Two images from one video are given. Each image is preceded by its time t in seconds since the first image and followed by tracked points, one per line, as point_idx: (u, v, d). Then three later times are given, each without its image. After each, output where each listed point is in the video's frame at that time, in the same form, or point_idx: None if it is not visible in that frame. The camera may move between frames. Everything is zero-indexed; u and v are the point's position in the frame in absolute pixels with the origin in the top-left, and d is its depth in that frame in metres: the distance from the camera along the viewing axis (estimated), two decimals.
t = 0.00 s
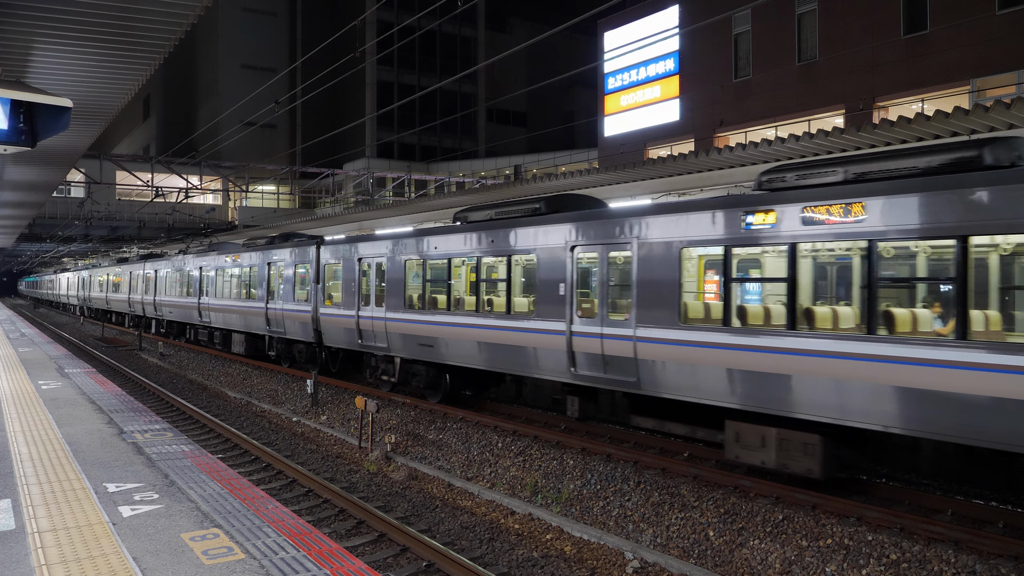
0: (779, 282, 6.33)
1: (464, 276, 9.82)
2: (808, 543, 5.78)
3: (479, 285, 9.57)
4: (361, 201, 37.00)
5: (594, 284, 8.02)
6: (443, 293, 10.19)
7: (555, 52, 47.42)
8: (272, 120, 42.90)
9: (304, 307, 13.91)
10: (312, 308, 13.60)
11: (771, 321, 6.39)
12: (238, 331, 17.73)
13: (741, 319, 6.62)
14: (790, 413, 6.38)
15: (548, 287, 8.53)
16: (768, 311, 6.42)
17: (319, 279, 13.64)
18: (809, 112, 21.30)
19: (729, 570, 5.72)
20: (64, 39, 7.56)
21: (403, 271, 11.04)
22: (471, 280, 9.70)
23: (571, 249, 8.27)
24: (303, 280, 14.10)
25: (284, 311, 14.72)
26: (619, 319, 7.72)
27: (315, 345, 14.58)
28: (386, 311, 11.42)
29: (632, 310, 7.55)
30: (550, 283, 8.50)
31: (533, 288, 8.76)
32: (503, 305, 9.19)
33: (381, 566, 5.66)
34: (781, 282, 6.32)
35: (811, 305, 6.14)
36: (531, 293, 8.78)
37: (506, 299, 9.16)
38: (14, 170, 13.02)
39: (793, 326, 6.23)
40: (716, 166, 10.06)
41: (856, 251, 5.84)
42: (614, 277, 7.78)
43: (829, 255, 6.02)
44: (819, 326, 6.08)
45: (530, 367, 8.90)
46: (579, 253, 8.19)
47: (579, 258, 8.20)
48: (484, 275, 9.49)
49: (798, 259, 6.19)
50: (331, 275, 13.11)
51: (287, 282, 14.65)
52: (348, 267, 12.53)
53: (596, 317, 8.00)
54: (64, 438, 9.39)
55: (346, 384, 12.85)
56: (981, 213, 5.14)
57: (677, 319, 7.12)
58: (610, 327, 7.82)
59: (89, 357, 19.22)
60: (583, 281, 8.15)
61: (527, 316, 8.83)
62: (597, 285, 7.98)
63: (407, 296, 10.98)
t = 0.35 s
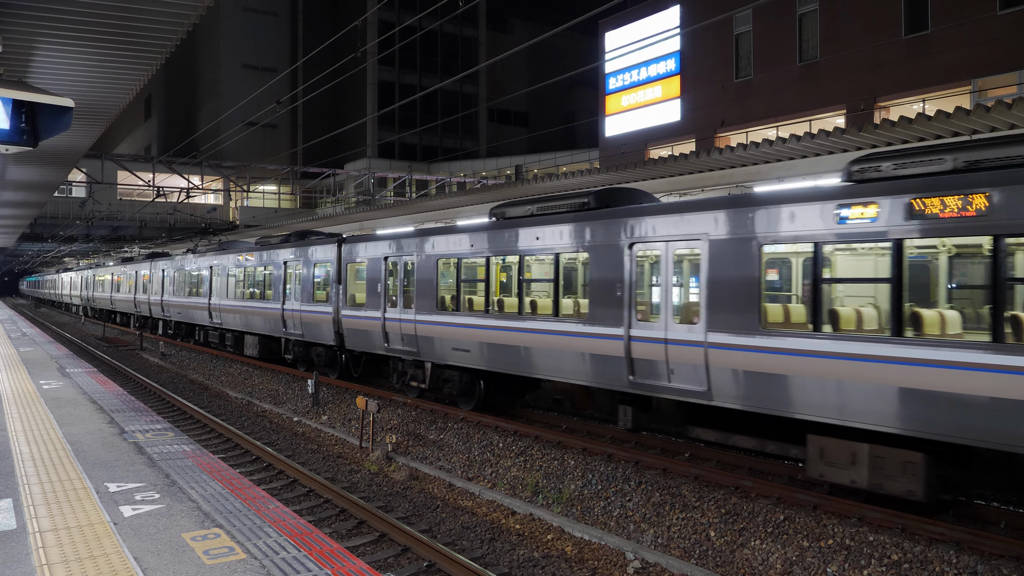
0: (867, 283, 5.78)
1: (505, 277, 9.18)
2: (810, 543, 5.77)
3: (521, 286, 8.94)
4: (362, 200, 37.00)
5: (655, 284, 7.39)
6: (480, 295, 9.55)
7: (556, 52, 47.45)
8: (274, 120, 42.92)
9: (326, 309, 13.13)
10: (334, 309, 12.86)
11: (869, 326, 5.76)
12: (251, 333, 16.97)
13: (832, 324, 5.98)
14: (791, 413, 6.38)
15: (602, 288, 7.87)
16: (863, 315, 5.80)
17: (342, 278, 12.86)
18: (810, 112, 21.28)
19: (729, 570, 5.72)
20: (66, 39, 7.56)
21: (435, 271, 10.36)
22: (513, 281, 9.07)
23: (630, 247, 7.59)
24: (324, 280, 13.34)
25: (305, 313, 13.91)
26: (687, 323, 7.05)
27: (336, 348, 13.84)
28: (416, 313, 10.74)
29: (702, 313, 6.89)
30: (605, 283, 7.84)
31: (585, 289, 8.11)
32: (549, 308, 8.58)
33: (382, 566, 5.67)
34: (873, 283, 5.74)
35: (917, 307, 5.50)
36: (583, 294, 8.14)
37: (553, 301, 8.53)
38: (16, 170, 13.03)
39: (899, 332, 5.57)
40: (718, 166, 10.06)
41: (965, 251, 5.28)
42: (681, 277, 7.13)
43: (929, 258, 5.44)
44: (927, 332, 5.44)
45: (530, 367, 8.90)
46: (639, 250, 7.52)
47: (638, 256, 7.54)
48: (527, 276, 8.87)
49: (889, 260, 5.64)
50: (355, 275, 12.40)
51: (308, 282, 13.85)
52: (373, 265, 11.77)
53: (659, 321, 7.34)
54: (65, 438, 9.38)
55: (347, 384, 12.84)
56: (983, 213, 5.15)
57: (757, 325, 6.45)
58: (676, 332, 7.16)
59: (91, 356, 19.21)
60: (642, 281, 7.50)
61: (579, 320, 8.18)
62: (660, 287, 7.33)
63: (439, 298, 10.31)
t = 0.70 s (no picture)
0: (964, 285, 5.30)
1: (550, 278, 8.59)
2: (810, 545, 5.76)
3: (568, 287, 8.34)
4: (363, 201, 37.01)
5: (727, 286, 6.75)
6: (521, 297, 8.96)
7: (556, 53, 47.52)
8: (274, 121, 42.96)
9: (347, 311, 12.49)
10: (356, 313, 12.28)
11: (978, 333, 5.21)
12: (263, 336, 16.44)
13: (938, 331, 5.39)
14: (792, 414, 6.40)
15: (664, 289, 7.25)
16: (970, 321, 5.25)
17: (364, 279, 12.27)
18: (810, 114, 21.29)
19: (730, 571, 5.71)
20: (67, 39, 7.57)
21: (469, 272, 9.77)
22: (558, 282, 8.49)
23: (696, 245, 6.99)
24: (345, 280, 12.68)
25: (323, 316, 13.27)
26: (764, 329, 6.45)
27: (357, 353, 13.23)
28: (448, 316, 10.15)
29: (783, 318, 6.29)
30: (667, 285, 7.23)
31: (643, 291, 7.50)
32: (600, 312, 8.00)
33: (383, 567, 5.66)
34: (957, 284, 5.33)
35: None
36: (641, 297, 7.52)
37: (605, 303, 7.93)
38: (16, 171, 13.01)
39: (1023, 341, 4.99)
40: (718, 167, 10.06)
41: None
42: (756, 278, 6.51)
43: None
44: None
45: (531, 369, 8.93)
46: (706, 249, 6.91)
47: (705, 254, 6.93)
48: (575, 277, 8.27)
49: (978, 261, 5.23)
50: (378, 275, 11.82)
51: (326, 283, 13.26)
52: (399, 264, 11.21)
53: (731, 326, 6.72)
54: (65, 439, 9.38)
55: (347, 386, 12.85)
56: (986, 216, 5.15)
57: (846, 331, 5.86)
58: (751, 339, 6.55)
59: (91, 357, 19.17)
60: (711, 281, 6.89)
61: (637, 325, 7.56)
62: (730, 288, 6.71)
63: (474, 300, 9.71)
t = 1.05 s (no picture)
0: None
1: (598, 279, 7.97)
2: (810, 546, 5.76)
3: (621, 289, 7.72)
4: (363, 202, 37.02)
5: (808, 289, 6.16)
6: (562, 299, 8.40)
7: (556, 54, 47.54)
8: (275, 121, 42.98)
9: (370, 314, 11.87)
10: (378, 314, 11.67)
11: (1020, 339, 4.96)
12: (276, 339, 15.85)
13: None
14: (791, 415, 6.40)
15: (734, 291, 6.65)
16: None
17: (387, 280, 11.66)
18: (810, 115, 21.29)
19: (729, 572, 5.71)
20: (68, 40, 7.58)
21: (506, 272, 9.18)
22: (609, 283, 7.86)
23: (770, 243, 6.39)
24: (367, 281, 12.06)
25: (343, 318, 12.66)
26: (854, 335, 5.87)
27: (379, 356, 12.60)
28: (481, 319, 9.54)
29: (876, 323, 5.71)
30: (735, 285, 6.64)
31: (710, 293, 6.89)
32: (658, 315, 7.38)
33: (382, 567, 5.66)
34: None
35: None
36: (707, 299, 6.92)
37: (661, 306, 7.34)
38: (16, 171, 13.02)
39: None
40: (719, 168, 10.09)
41: None
42: (842, 279, 5.94)
43: None
44: None
45: (530, 370, 8.91)
46: (783, 247, 6.32)
47: (781, 253, 6.34)
48: (628, 277, 7.65)
49: None
50: (402, 276, 11.22)
51: (346, 281, 12.64)
52: (427, 263, 10.58)
53: (813, 331, 6.15)
54: (65, 439, 9.39)
55: (347, 386, 12.87)
56: (982, 216, 5.14)
57: (953, 339, 5.26)
58: (837, 346, 5.99)
59: (91, 357, 19.19)
60: (792, 283, 6.28)
61: (702, 329, 6.95)
62: (814, 290, 6.12)
63: (511, 302, 9.12)
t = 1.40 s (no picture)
0: None
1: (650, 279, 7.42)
2: (812, 547, 5.75)
3: (678, 290, 7.15)
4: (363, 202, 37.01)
5: (904, 291, 5.55)
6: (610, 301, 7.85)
7: (557, 55, 47.54)
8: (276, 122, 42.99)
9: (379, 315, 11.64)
10: (404, 316, 11.04)
11: None
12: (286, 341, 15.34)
13: None
14: (792, 415, 6.40)
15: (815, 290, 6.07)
16: None
17: (414, 280, 11.01)
18: (811, 116, 21.28)
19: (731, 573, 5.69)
20: (69, 40, 7.58)
21: (547, 271, 8.61)
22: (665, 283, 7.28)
23: (855, 240, 5.83)
24: (394, 281, 11.38)
25: (366, 321, 12.00)
26: (958, 341, 5.29)
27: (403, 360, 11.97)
28: (519, 322, 8.99)
29: (984, 328, 5.15)
30: (815, 286, 6.07)
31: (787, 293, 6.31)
32: (722, 318, 6.80)
33: (383, 568, 5.66)
34: None
35: None
36: (782, 300, 6.36)
37: (729, 310, 6.74)
38: (17, 171, 13.01)
39: None
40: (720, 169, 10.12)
41: None
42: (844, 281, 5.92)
43: None
44: None
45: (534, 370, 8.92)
46: (870, 245, 5.76)
47: (869, 252, 5.77)
48: (688, 278, 7.08)
49: None
50: (429, 276, 10.62)
51: (368, 281, 11.98)
52: (457, 262, 10.04)
53: (906, 336, 5.56)
54: (66, 439, 9.41)
55: (347, 387, 12.85)
56: (983, 216, 5.14)
57: None
58: (936, 355, 5.40)
59: (91, 358, 19.16)
60: (881, 285, 5.69)
61: (777, 335, 6.38)
62: (909, 292, 5.52)
63: (553, 304, 8.57)
